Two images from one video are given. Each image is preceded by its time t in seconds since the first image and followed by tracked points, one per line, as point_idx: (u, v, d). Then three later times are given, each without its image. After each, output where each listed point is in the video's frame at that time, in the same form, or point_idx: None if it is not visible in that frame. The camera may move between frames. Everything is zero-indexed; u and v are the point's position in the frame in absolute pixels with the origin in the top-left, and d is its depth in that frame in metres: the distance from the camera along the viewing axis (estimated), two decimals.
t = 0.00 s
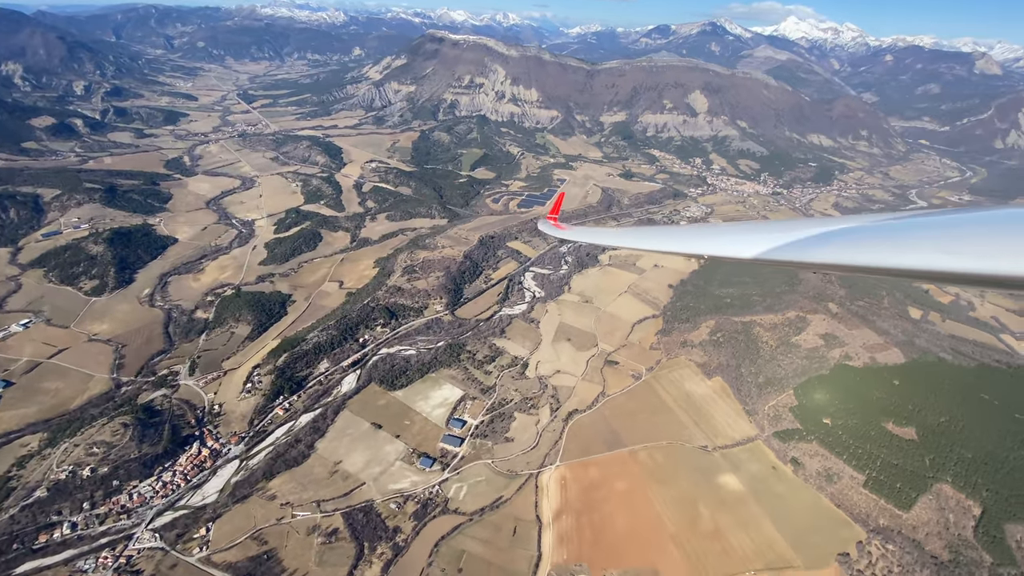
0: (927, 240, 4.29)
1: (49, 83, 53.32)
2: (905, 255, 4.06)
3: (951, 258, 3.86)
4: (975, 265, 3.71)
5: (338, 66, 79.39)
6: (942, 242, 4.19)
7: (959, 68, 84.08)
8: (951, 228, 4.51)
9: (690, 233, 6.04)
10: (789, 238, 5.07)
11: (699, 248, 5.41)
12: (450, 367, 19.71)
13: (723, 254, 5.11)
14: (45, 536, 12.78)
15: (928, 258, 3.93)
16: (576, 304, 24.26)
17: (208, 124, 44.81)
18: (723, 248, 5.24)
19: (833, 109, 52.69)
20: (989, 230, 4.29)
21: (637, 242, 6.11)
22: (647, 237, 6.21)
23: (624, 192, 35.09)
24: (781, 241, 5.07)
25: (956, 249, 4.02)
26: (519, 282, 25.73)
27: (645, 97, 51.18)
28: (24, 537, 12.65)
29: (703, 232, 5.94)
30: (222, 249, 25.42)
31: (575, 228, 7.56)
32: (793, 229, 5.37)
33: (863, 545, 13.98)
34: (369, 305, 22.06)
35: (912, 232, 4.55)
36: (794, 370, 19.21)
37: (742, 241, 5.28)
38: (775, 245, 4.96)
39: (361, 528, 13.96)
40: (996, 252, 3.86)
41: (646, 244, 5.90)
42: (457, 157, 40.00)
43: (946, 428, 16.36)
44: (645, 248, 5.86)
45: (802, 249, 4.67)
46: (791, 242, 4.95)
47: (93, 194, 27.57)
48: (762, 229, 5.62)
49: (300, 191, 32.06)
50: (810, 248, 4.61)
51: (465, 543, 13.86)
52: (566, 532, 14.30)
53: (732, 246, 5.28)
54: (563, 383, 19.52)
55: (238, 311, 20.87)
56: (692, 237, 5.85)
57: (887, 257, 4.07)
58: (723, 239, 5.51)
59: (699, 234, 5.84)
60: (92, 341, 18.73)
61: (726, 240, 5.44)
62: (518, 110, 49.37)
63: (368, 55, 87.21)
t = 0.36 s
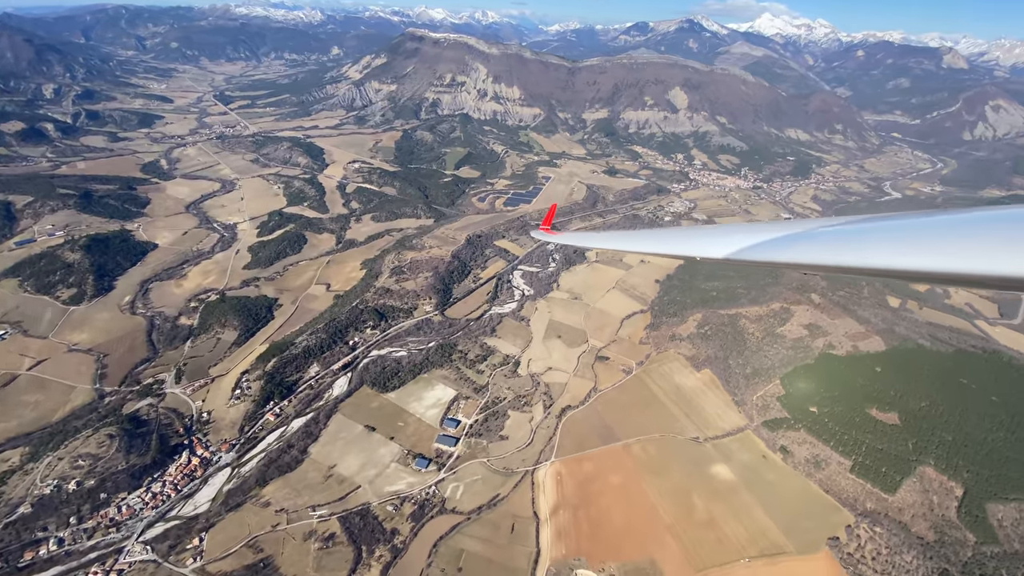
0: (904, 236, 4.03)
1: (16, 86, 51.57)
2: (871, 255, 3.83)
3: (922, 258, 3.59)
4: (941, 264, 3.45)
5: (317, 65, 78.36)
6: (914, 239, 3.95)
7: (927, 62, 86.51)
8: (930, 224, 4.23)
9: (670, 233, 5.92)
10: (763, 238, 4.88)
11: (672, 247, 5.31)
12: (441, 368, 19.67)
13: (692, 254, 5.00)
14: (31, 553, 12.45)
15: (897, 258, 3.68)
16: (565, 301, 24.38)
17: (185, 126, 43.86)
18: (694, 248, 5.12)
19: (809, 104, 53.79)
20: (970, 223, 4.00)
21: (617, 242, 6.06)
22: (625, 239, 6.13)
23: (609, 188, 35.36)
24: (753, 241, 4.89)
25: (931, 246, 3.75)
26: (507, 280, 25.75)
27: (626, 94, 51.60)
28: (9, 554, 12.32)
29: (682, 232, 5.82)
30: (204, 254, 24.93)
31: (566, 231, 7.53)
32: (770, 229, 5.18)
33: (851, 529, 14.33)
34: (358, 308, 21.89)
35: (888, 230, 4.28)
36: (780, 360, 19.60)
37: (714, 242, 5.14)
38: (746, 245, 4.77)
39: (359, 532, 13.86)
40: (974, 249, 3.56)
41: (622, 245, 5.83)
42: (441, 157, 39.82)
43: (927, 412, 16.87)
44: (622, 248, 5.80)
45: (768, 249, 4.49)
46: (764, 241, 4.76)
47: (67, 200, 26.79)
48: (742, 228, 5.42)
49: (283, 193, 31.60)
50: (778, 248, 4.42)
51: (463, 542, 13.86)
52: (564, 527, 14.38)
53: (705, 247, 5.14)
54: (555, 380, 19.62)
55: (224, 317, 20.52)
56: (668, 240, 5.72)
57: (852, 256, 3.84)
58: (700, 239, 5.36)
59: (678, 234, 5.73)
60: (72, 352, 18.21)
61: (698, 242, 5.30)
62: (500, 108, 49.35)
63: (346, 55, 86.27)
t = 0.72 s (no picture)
0: (873, 250, 3.82)
1: None
2: (833, 267, 3.66)
3: (882, 271, 3.40)
4: (894, 276, 3.24)
5: (296, 67, 77.47)
6: (884, 252, 3.73)
7: (898, 59, 88.89)
8: (910, 238, 3.93)
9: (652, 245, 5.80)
10: (734, 249, 4.73)
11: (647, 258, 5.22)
12: (433, 369, 19.61)
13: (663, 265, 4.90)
14: (18, 571, 12.14)
15: (856, 271, 3.50)
16: (555, 300, 24.48)
17: (161, 130, 42.97)
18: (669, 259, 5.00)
19: (786, 101, 54.86)
20: (947, 238, 3.74)
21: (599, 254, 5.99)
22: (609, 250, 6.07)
23: (594, 187, 35.64)
24: (722, 252, 4.76)
25: (897, 260, 3.53)
26: (496, 280, 25.75)
27: (608, 93, 52.02)
28: None
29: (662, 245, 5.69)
30: (187, 260, 24.47)
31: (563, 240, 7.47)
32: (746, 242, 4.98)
33: (841, 515, 14.68)
34: (347, 311, 21.72)
35: (863, 243, 4.03)
36: (767, 353, 19.98)
37: (684, 253, 5.04)
38: (712, 256, 4.64)
39: (356, 537, 13.74)
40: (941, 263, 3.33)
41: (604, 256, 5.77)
42: (425, 157, 39.65)
43: (909, 399, 17.35)
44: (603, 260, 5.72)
45: (733, 261, 4.34)
46: (733, 252, 4.62)
47: (42, 208, 26.06)
48: (719, 240, 5.30)
49: (265, 197, 31.17)
50: (741, 260, 4.29)
51: (462, 543, 13.86)
52: (561, 525, 14.45)
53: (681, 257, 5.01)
54: (547, 378, 19.70)
55: (209, 324, 20.17)
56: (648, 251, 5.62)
57: (808, 268, 3.68)
58: (674, 250, 5.29)
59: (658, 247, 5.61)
60: (51, 364, 17.73)
61: (670, 254, 5.21)
62: (483, 108, 49.36)
63: (326, 56, 85.47)
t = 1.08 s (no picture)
0: (859, 252, 3.96)
1: None
2: (814, 268, 3.83)
3: (870, 274, 3.54)
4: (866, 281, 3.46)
5: (273, 70, 76.43)
6: (866, 254, 3.89)
7: (868, 58, 91.34)
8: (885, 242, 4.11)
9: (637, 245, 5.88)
10: (720, 249, 4.85)
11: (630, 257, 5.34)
12: (424, 373, 19.53)
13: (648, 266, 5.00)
14: None
15: (845, 274, 3.62)
16: (543, 300, 24.57)
17: (136, 136, 42.00)
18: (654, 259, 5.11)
19: (763, 100, 55.98)
20: (921, 242, 3.95)
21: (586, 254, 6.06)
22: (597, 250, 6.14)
23: (578, 187, 35.91)
24: (710, 252, 4.87)
25: (881, 264, 3.68)
26: (484, 282, 25.75)
27: (588, 94, 52.43)
28: None
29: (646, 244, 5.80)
30: (167, 268, 23.96)
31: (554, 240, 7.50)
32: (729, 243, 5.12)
33: (829, 503, 15.02)
34: (335, 317, 21.51)
35: (842, 245, 4.20)
36: (753, 347, 20.34)
37: (674, 252, 5.12)
38: (701, 256, 4.74)
39: (353, 544, 13.61)
40: (922, 269, 3.49)
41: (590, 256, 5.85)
42: (408, 160, 39.47)
43: (890, 388, 17.86)
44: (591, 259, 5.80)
45: (723, 262, 4.44)
46: (720, 252, 4.71)
47: (13, 218, 25.27)
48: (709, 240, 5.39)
49: (247, 202, 30.70)
50: (731, 261, 4.37)
51: (459, 545, 13.82)
52: (558, 523, 14.50)
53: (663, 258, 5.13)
54: (538, 378, 19.76)
55: (193, 332, 19.78)
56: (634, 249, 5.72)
57: (787, 270, 3.85)
58: (662, 250, 5.37)
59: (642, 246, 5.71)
60: (29, 378, 17.19)
61: (658, 253, 5.29)
62: (465, 110, 49.33)
63: (304, 59, 84.47)
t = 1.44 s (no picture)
0: (844, 248, 4.17)
1: None
2: (808, 261, 4.01)
3: (859, 268, 3.73)
4: (858, 274, 3.64)
5: (249, 75, 75.28)
6: (851, 249, 4.11)
7: (837, 60, 94.07)
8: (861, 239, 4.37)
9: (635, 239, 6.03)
10: (716, 244, 5.03)
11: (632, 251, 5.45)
12: (413, 378, 19.43)
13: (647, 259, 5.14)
14: None
15: (838, 267, 3.79)
16: (530, 302, 24.67)
17: (108, 143, 40.90)
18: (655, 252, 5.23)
19: (737, 102, 57.23)
20: (900, 240, 4.19)
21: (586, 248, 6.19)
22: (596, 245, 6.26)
23: (560, 190, 36.19)
24: (703, 248, 5.00)
25: (866, 258, 3.90)
26: (471, 285, 25.74)
27: (568, 97, 52.93)
28: None
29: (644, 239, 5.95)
30: (145, 277, 23.38)
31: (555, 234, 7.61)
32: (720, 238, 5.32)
33: (815, 494, 15.38)
34: (320, 324, 21.27)
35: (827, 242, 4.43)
36: (737, 343, 20.72)
37: (668, 248, 5.23)
38: (696, 251, 4.88)
39: (346, 553, 13.45)
40: (906, 264, 3.70)
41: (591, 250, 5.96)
42: (390, 164, 39.26)
43: (869, 380, 18.43)
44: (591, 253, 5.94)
45: (718, 257, 4.58)
46: (716, 247, 4.89)
47: None
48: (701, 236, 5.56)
49: (226, 209, 30.16)
50: (726, 256, 4.50)
51: (455, 550, 13.79)
52: (552, 524, 14.54)
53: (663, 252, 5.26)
54: (528, 380, 19.82)
55: (175, 343, 19.34)
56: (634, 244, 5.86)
57: (785, 263, 4.02)
58: (659, 244, 5.52)
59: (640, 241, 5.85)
60: (3, 394, 16.60)
61: (651, 249, 5.40)
62: (446, 114, 49.31)
63: (280, 65, 83.42)
